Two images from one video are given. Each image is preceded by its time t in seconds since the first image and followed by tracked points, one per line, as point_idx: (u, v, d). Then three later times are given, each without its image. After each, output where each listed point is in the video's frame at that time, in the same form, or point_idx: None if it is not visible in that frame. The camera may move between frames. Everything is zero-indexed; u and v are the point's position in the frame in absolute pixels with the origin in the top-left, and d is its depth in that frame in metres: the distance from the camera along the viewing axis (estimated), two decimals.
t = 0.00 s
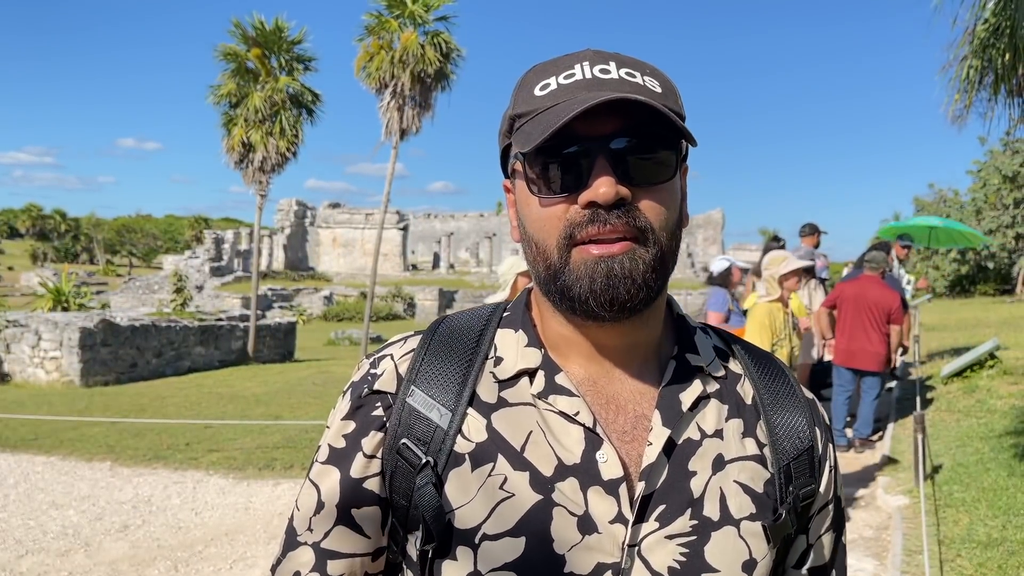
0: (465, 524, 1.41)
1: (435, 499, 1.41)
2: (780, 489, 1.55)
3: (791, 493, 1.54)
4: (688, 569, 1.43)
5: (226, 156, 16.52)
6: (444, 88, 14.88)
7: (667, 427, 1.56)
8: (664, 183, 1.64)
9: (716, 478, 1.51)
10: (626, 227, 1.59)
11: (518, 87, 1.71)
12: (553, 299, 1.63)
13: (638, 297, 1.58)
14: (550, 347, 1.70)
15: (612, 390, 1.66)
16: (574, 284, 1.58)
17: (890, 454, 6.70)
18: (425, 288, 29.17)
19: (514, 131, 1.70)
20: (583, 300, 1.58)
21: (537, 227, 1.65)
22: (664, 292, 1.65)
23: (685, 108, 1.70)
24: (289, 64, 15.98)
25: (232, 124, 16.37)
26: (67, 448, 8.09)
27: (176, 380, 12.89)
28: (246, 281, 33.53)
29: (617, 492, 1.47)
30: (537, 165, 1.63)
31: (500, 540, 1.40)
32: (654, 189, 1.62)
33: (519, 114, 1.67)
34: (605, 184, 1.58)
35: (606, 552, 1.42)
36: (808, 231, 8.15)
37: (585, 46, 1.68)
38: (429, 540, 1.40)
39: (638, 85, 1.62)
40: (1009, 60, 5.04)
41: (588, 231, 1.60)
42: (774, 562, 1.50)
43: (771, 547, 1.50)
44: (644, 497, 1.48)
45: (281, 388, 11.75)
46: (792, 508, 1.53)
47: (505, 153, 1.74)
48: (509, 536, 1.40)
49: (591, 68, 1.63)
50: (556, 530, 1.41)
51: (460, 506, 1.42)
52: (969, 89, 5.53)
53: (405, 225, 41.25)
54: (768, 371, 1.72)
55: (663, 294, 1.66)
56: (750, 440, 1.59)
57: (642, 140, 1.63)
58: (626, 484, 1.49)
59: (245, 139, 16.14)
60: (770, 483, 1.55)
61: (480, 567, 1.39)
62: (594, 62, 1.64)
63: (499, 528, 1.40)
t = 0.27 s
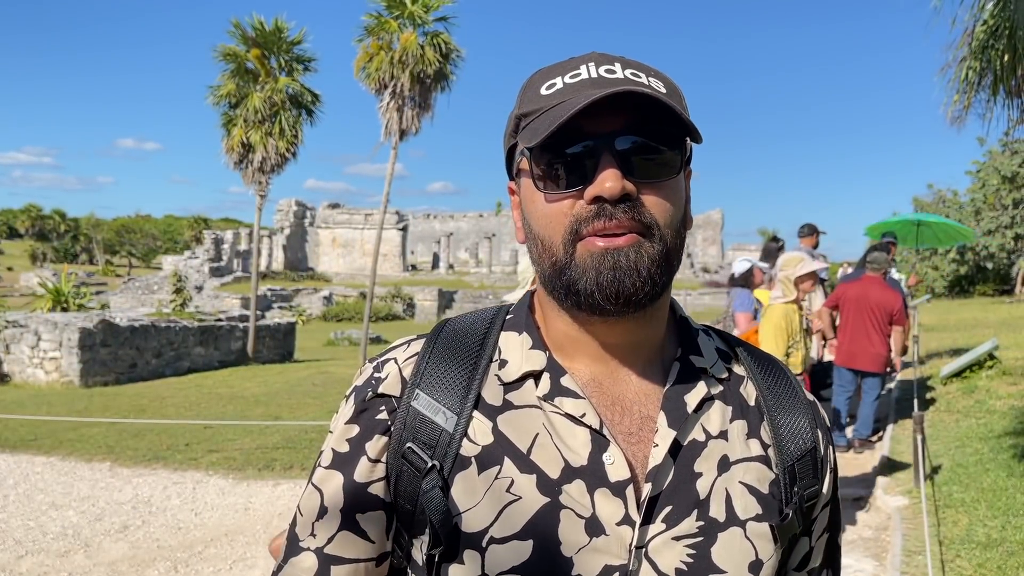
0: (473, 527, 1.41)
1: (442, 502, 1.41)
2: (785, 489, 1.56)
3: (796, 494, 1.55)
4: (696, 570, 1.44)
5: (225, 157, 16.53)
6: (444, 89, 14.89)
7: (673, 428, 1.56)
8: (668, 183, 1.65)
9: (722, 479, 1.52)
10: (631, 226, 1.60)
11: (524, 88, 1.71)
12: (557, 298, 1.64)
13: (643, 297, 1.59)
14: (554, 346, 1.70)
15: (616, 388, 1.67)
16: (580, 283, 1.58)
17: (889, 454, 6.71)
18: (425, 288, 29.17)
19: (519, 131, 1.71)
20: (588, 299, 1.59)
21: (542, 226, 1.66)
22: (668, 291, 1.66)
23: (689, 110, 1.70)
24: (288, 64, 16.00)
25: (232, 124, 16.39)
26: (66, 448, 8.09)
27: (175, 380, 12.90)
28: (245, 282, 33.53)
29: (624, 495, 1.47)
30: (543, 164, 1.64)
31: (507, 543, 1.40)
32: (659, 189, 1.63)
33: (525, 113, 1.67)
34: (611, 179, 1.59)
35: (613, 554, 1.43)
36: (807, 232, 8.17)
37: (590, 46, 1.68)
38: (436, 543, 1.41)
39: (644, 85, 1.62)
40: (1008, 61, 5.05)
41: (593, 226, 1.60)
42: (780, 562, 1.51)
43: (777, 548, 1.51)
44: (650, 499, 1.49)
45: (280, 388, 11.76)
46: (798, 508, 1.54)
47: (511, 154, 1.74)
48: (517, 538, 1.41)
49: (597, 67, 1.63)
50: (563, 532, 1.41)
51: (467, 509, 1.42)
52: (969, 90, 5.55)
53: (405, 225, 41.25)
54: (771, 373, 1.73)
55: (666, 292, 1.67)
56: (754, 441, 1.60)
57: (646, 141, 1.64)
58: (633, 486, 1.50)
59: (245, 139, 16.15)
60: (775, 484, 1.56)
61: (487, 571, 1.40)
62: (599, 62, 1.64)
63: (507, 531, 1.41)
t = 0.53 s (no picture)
0: (471, 525, 1.42)
1: (441, 501, 1.41)
2: (782, 488, 1.56)
3: (794, 493, 1.56)
4: (694, 569, 1.44)
5: (225, 157, 16.54)
6: (443, 89, 14.89)
7: (671, 427, 1.57)
8: (671, 187, 1.65)
9: (719, 478, 1.53)
10: (634, 230, 1.60)
11: (527, 88, 1.70)
12: (557, 300, 1.64)
13: (645, 300, 1.59)
14: (553, 347, 1.70)
15: (615, 389, 1.67)
16: (581, 286, 1.58)
17: (888, 454, 6.72)
18: (424, 288, 29.16)
19: (523, 131, 1.70)
20: (590, 301, 1.59)
21: (543, 227, 1.66)
22: (669, 295, 1.66)
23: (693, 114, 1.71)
24: (288, 64, 16.00)
25: (231, 124, 16.39)
26: (66, 448, 8.09)
27: (174, 380, 12.89)
28: (245, 282, 33.51)
29: (623, 493, 1.48)
30: (546, 165, 1.64)
31: (507, 541, 1.41)
32: (661, 193, 1.64)
33: (528, 114, 1.67)
34: (615, 187, 1.60)
35: (612, 553, 1.43)
36: (806, 232, 8.17)
37: (595, 49, 1.69)
38: (435, 542, 1.41)
39: (649, 89, 1.62)
40: (1007, 60, 5.05)
41: (596, 232, 1.60)
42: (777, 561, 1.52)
43: (774, 547, 1.52)
44: (649, 498, 1.49)
45: (280, 388, 11.76)
46: (795, 507, 1.54)
47: (514, 154, 1.73)
48: (517, 537, 1.41)
49: (602, 70, 1.64)
50: (562, 531, 1.42)
51: (466, 507, 1.43)
52: (968, 90, 5.54)
53: (404, 225, 41.25)
54: (767, 374, 1.74)
55: (667, 297, 1.68)
56: (751, 441, 1.60)
57: (650, 144, 1.64)
58: (631, 484, 1.51)
59: (244, 139, 16.15)
60: (772, 483, 1.56)
61: (486, 569, 1.40)
62: (605, 65, 1.65)
63: (507, 529, 1.41)
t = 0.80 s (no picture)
0: (467, 525, 1.42)
1: (436, 501, 1.41)
2: (779, 488, 1.56)
3: (791, 492, 1.56)
4: (690, 568, 1.44)
5: (224, 157, 16.54)
6: (443, 89, 14.88)
7: (668, 428, 1.57)
8: (672, 189, 1.65)
9: (716, 478, 1.53)
10: (635, 232, 1.61)
11: (530, 85, 1.70)
12: (557, 300, 1.64)
13: (648, 302, 1.59)
14: (551, 347, 1.70)
15: (614, 391, 1.67)
16: (582, 286, 1.58)
17: (887, 454, 6.72)
18: (424, 288, 29.15)
19: (525, 128, 1.70)
20: (590, 303, 1.59)
21: (545, 227, 1.65)
22: (670, 296, 1.66)
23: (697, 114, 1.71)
24: (287, 64, 15.99)
25: (230, 124, 16.39)
26: (66, 448, 8.09)
27: (173, 380, 12.89)
28: (244, 281, 33.49)
29: (619, 493, 1.48)
30: (549, 164, 1.63)
31: (503, 541, 1.41)
32: (663, 194, 1.64)
33: (531, 111, 1.66)
34: (618, 189, 1.60)
35: (608, 553, 1.43)
36: (806, 231, 8.18)
37: (599, 47, 1.69)
38: (430, 541, 1.41)
39: (654, 89, 1.62)
40: (1005, 59, 5.05)
41: (598, 234, 1.60)
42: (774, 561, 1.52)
43: (771, 546, 1.52)
44: (646, 497, 1.49)
45: (279, 389, 11.75)
46: (791, 506, 1.54)
47: (515, 151, 1.73)
48: (513, 536, 1.41)
49: (607, 69, 1.64)
50: (558, 532, 1.41)
51: (462, 508, 1.43)
52: (967, 89, 5.54)
53: (404, 225, 41.24)
54: (765, 374, 1.74)
55: (669, 299, 1.68)
56: (748, 440, 1.60)
57: (653, 143, 1.64)
58: (628, 484, 1.50)
59: (243, 139, 16.14)
60: (769, 483, 1.56)
61: (482, 569, 1.40)
62: (609, 63, 1.65)
63: (503, 529, 1.41)
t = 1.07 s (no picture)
0: (462, 522, 1.41)
1: (431, 498, 1.40)
2: (778, 487, 1.55)
3: (789, 491, 1.55)
4: (686, 567, 1.44)
5: (224, 156, 16.53)
6: (442, 88, 14.87)
7: (666, 425, 1.56)
8: (672, 183, 1.64)
9: (714, 476, 1.52)
10: (636, 226, 1.59)
11: (528, 79, 1.69)
12: (556, 296, 1.63)
13: (647, 296, 1.58)
14: (549, 342, 1.69)
15: (612, 387, 1.66)
16: (581, 281, 1.57)
17: (887, 452, 6.72)
18: (424, 287, 29.14)
19: (523, 122, 1.69)
20: (589, 297, 1.58)
21: (545, 221, 1.64)
22: (670, 291, 1.65)
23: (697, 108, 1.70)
24: (287, 63, 15.97)
25: (230, 123, 16.38)
26: (66, 447, 8.08)
27: (173, 380, 12.87)
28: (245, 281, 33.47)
29: (615, 490, 1.47)
30: (548, 158, 1.62)
31: (497, 538, 1.40)
32: (663, 189, 1.63)
33: (529, 105, 1.65)
34: (618, 182, 1.59)
35: (604, 550, 1.42)
36: (805, 230, 8.17)
37: (598, 40, 1.68)
38: (425, 538, 1.40)
39: (652, 82, 1.61)
40: (1005, 57, 5.05)
41: (597, 229, 1.59)
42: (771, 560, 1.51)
43: (769, 545, 1.51)
44: (642, 496, 1.48)
45: (279, 388, 11.74)
46: (789, 505, 1.54)
47: (513, 145, 1.72)
48: (507, 534, 1.40)
49: (606, 62, 1.63)
50: (553, 529, 1.41)
51: (457, 504, 1.42)
52: (967, 87, 5.54)
53: (404, 224, 41.22)
54: (765, 372, 1.73)
55: (668, 294, 1.67)
56: (747, 438, 1.59)
57: (652, 138, 1.63)
58: (625, 481, 1.50)
59: (243, 138, 16.11)
60: (768, 481, 1.55)
61: (477, 566, 1.39)
62: (608, 57, 1.64)
63: (498, 527, 1.40)
